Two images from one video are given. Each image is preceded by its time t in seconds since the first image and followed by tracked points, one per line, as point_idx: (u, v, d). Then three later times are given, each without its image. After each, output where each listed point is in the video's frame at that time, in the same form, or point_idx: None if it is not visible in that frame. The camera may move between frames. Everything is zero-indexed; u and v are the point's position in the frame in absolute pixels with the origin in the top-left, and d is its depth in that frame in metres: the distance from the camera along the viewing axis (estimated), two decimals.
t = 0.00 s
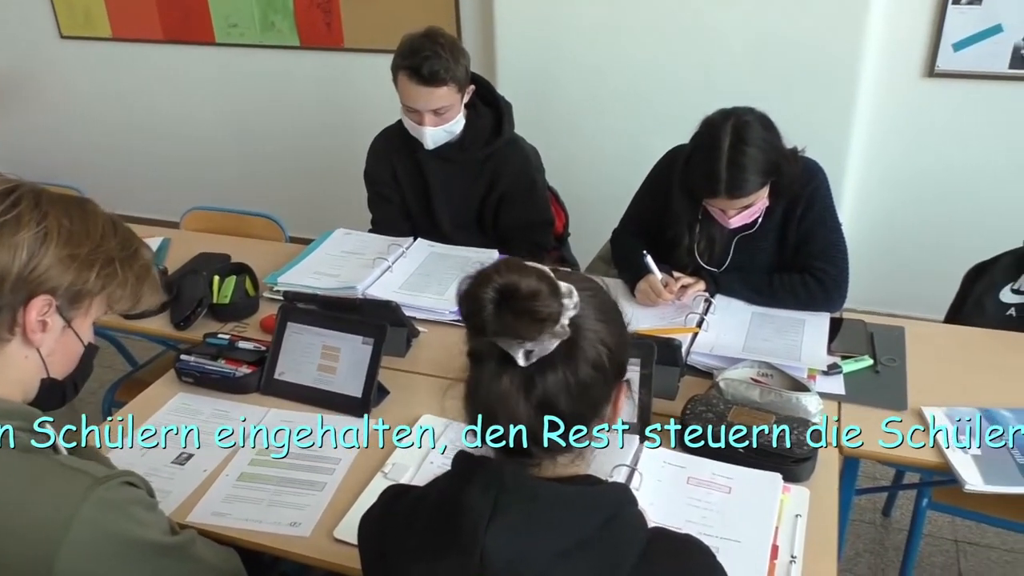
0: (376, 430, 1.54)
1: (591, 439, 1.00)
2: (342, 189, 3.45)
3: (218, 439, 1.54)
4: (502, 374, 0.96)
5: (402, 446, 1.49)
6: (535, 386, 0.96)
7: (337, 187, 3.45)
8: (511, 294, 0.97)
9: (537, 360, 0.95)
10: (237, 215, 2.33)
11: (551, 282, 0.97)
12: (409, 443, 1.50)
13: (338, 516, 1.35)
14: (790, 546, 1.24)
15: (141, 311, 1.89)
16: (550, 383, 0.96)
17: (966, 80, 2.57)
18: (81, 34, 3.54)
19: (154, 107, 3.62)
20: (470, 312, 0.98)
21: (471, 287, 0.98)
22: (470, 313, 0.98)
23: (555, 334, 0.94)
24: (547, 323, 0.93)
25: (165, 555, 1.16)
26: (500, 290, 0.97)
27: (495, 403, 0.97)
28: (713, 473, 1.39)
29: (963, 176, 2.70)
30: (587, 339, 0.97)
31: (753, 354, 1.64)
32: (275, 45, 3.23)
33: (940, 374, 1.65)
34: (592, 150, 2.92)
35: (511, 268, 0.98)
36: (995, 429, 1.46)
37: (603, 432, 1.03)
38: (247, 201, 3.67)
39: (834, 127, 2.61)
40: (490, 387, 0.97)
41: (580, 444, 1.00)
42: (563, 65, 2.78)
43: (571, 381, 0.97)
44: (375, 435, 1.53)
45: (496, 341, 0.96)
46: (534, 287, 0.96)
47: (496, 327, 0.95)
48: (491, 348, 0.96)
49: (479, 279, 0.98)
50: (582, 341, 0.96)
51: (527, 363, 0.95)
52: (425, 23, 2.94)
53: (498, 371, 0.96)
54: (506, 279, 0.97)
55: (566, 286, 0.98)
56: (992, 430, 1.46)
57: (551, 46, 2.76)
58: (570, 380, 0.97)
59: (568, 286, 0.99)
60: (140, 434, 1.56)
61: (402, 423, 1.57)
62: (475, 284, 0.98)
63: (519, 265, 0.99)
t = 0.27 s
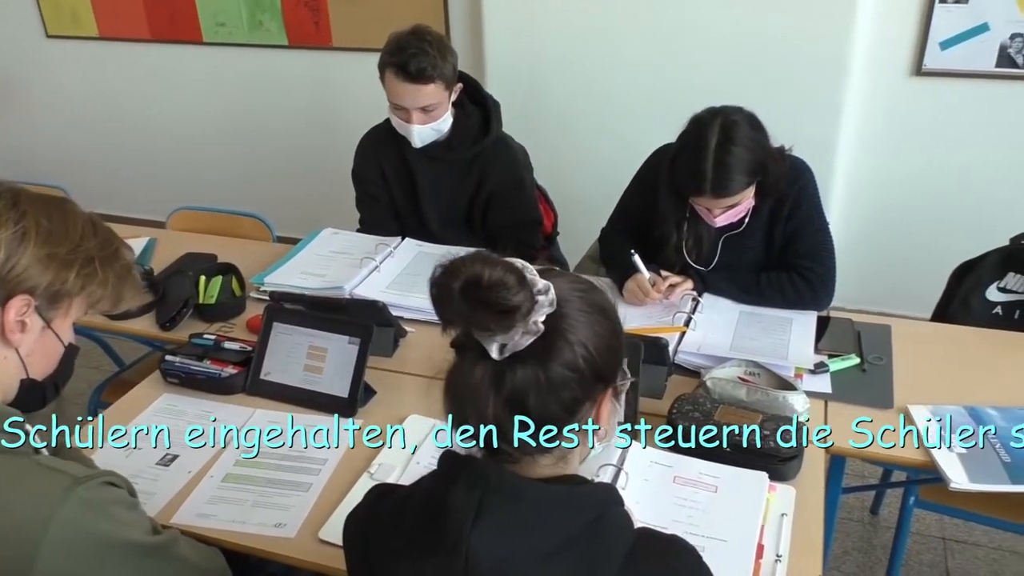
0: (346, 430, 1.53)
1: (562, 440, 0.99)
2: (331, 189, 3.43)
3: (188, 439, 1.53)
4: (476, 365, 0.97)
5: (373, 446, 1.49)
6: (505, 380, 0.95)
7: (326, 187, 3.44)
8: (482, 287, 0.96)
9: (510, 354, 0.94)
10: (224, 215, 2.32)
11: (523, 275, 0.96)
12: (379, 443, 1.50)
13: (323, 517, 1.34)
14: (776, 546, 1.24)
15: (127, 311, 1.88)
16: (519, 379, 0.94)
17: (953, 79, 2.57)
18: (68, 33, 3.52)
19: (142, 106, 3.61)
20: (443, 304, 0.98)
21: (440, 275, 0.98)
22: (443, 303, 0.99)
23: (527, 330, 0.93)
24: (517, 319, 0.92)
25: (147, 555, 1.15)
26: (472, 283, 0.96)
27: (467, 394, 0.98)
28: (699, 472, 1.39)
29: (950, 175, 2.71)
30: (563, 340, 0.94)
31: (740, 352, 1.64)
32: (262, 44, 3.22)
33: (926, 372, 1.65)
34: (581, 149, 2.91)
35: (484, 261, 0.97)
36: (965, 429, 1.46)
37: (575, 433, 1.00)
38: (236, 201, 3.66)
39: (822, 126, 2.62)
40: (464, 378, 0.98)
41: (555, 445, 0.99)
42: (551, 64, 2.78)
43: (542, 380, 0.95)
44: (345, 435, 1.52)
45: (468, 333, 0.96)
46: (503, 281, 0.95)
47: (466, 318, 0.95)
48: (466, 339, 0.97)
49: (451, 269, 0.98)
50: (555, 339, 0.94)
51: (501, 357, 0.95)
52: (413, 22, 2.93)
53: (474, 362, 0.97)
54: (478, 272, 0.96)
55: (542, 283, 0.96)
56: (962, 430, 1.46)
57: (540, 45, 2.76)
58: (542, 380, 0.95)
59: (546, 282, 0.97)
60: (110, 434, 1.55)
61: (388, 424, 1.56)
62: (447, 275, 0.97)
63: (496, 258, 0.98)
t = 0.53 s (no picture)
0: (317, 430, 1.54)
1: (533, 440, 0.96)
2: (320, 189, 3.42)
3: (159, 439, 1.53)
4: (462, 364, 0.96)
5: (343, 446, 1.50)
6: (490, 380, 0.94)
7: (316, 188, 3.42)
8: (470, 287, 0.95)
9: (496, 355, 0.94)
10: (211, 217, 2.30)
11: (510, 275, 0.95)
12: (349, 443, 1.50)
13: (309, 521, 1.33)
14: (763, 546, 1.24)
15: (113, 314, 1.87)
16: (504, 380, 0.94)
17: (941, 76, 2.58)
18: (54, 35, 3.50)
19: (129, 108, 3.59)
20: (429, 302, 0.97)
21: (427, 272, 0.97)
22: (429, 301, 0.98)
23: (513, 331, 0.92)
24: (504, 320, 0.92)
25: (131, 560, 1.13)
26: (460, 283, 0.95)
27: (451, 392, 0.97)
28: (686, 472, 1.38)
29: (938, 172, 2.72)
30: (549, 343, 0.94)
31: (728, 352, 1.64)
32: (250, 45, 3.20)
33: (914, 370, 1.65)
34: (570, 149, 2.91)
35: (473, 261, 0.96)
36: (935, 430, 1.46)
37: (546, 432, 0.96)
38: (225, 203, 3.64)
39: (811, 124, 2.62)
40: (450, 376, 0.97)
41: (538, 448, 0.97)
42: (540, 64, 2.78)
43: (528, 383, 0.94)
44: (315, 434, 1.53)
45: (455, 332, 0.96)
46: (490, 281, 0.94)
47: (452, 318, 0.95)
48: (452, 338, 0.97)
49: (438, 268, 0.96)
50: (542, 342, 0.93)
51: (487, 358, 0.94)
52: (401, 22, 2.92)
53: (460, 361, 0.96)
54: (465, 272, 0.95)
55: (531, 285, 0.95)
56: (933, 430, 1.46)
57: (528, 45, 2.75)
58: (527, 382, 0.94)
59: (535, 284, 0.97)
60: (87, 436, 1.54)
61: (375, 426, 1.55)
62: (434, 274, 0.96)
63: (485, 258, 0.97)
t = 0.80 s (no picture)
0: (286, 430, 1.54)
1: (504, 441, 0.96)
2: (311, 190, 3.41)
3: (129, 439, 1.53)
4: (448, 365, 0.95)
5: (312, 446, 1.50)
6: (475, 383, 0.94)
7: (306, 188, 3.41)
8: (455, 289, 0.94)
9: (481, 357, 0.93)
10: (200, 218, 2.29)
11: (496, 277, 0.95)
12: (319, 443, 1.50)
13: (297, 525, 1.33)
14: (752, 547, 1.24)
15: (100, 317, 1.85)
16: (489, 383, 0.93)
17: (930, 75, 2.58)
18: (41, 35, 3.48)
19: (118, 108, 3.57)
20: (414, 303, 0.97)
21: (412, 274, 0.96)
22: (414, 302, 0.97)
23: (499, 334, 0.92)
24: (489, 323, 0.91)
25: (114, 566, 1.12)
26: (446, 286, 0.94)
27: (436, 394, 0.97)
28: (675, 474, 1.38)
29: (928, 171, 2.72)
30: (535, 346, 0.93)
31: (718, 352, 1.64)
32: (238, 45, 3.19)
33: (903, 370, 1.65)
34: (561, 148, 2.90)
35: (459, 263, 0.95)
36: (905, 430, 1.45)
37: (515, 433, 0.95)
38: (215, 203, 3.63)
39: (801, 124, 2.62)
40: (436, 378, 0.97)
41: (524, 451, 0.97)
42: (530, 64, 2.77)
43: (513, 386, 0.93)
44: (285, 435, 1.53)
45: (440, 333, 0.95)
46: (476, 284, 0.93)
47: (438, 320, 0.94)
48: (438, 339, 0.97)
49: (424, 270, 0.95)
50: (528, 346, 0.93)
51: (472, 360, 0.93)
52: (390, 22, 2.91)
53: (446, 363, 0.96)
54: (452, 274, 0.94)
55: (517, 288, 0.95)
56: (903, 430, 1.46)
57: (518, 44, 2.75)
58: (512, 386, 0.93)
59: (522, 286, 0.96)
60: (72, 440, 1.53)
61: (364, 428, 1.54)
62: (420, 275, 0.95)
63: (471, 260, 0.96)
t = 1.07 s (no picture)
0: (257, 430, 1.53)
1: (475, 441, 0.95)
2: (301, 190, 3.39)
3: (101, 440, 1.53)
4: (434, 369, 0.94)
5: (282, 446, 1.50)
6: (462, 386, 0.93)
7: (296, 189, 3.39)
8: (442, 292, 0.93)
9: (469, 361, 0.92)
10: (188, 219, 2.27)
11: (484, 280, 0.94)
12: (289, 443, 1.50)
13: (285, 529, 1.32)
14: (743, 548, 1.23)
15: (87, 319, 1.84)
16: (477, 386, 0.92)
17: (921, 74, 2.58)
18: (29, 35, 3.45)
19: (107, 109, 3.54)
20: (401, 305, 0.95)
21: (399, 276, 0.94)
22: (400, 305, 0.95)
23: (486, 337, 0.91)
24: (476, 326, 0.90)
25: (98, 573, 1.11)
26: (433, 289, 0.93)
27: (422, 397, 0.96)
28: (666, 475, 1.37)
29: (918, 170, 2.72)
30: (523, 348, 0.92)
31: (709, 352, 1.63)
32: (228, 45, 3.17)
33: (894, 369, 1.65)
34: (552, 147, 2.89)
35: (447, 265, 0.93)
36: (876, 429, 1.47)
37: (487, 432, 0.94)
38: (205, 204, 3.61)
39: (791, 123, 2.62)
40: (423, 381, 0.96)
41: (511, 455, 0.96)
42: (520, 63, 2.76)
43: (501, 389, 0.92)
44: (255, 435, 1.53)
45: (427, 336, 0.94)
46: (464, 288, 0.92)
47: (425, 324, 0.93)
48: (424, 342, 0.96)
49: (411, 273, 0.94)
50: (516, 349, 0.92)
51: (459, 363, 0.92)
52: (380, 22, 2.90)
53: (432, 366, 0.95)
54: (439, 277, 0.93)
55: (504, 290, 0.94)
56: (874, 430, 1.47)
57: (508, 43, 2.74)
58: (500, 389, 0.92)
59: (511, 289, 0.95)
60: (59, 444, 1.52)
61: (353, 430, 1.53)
62: (406, 278, 0.94)
63: (459, 262, 0.95)
